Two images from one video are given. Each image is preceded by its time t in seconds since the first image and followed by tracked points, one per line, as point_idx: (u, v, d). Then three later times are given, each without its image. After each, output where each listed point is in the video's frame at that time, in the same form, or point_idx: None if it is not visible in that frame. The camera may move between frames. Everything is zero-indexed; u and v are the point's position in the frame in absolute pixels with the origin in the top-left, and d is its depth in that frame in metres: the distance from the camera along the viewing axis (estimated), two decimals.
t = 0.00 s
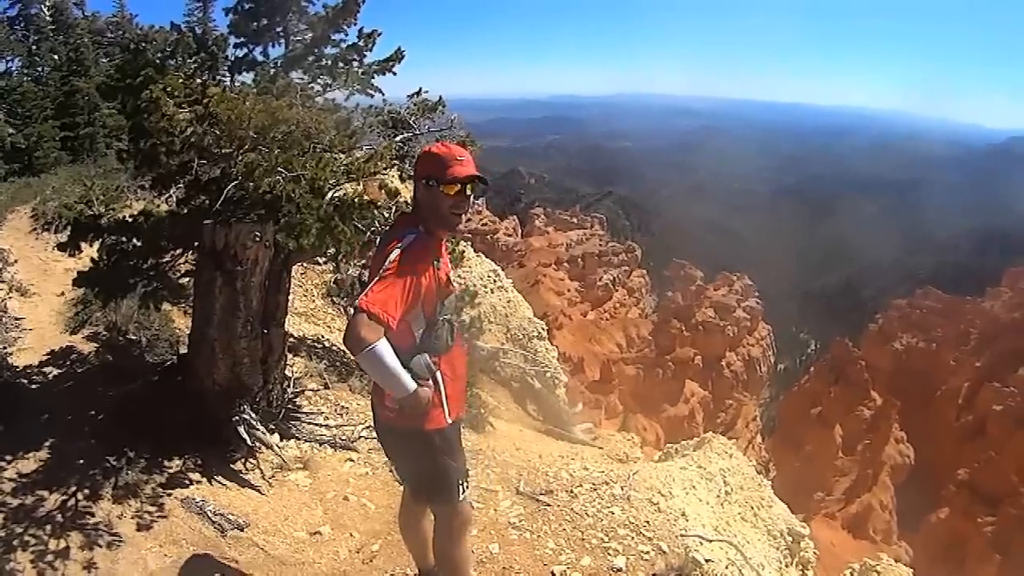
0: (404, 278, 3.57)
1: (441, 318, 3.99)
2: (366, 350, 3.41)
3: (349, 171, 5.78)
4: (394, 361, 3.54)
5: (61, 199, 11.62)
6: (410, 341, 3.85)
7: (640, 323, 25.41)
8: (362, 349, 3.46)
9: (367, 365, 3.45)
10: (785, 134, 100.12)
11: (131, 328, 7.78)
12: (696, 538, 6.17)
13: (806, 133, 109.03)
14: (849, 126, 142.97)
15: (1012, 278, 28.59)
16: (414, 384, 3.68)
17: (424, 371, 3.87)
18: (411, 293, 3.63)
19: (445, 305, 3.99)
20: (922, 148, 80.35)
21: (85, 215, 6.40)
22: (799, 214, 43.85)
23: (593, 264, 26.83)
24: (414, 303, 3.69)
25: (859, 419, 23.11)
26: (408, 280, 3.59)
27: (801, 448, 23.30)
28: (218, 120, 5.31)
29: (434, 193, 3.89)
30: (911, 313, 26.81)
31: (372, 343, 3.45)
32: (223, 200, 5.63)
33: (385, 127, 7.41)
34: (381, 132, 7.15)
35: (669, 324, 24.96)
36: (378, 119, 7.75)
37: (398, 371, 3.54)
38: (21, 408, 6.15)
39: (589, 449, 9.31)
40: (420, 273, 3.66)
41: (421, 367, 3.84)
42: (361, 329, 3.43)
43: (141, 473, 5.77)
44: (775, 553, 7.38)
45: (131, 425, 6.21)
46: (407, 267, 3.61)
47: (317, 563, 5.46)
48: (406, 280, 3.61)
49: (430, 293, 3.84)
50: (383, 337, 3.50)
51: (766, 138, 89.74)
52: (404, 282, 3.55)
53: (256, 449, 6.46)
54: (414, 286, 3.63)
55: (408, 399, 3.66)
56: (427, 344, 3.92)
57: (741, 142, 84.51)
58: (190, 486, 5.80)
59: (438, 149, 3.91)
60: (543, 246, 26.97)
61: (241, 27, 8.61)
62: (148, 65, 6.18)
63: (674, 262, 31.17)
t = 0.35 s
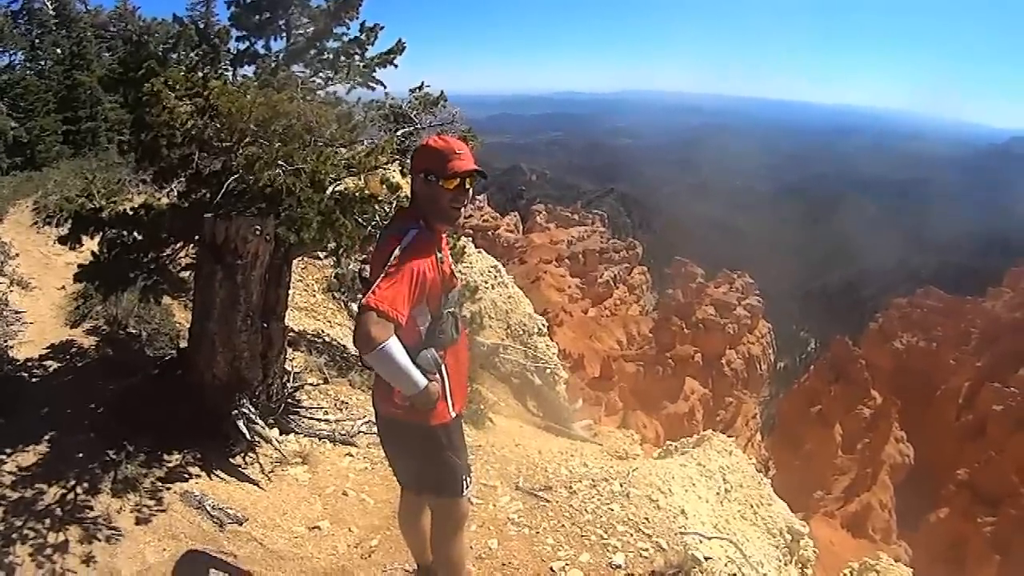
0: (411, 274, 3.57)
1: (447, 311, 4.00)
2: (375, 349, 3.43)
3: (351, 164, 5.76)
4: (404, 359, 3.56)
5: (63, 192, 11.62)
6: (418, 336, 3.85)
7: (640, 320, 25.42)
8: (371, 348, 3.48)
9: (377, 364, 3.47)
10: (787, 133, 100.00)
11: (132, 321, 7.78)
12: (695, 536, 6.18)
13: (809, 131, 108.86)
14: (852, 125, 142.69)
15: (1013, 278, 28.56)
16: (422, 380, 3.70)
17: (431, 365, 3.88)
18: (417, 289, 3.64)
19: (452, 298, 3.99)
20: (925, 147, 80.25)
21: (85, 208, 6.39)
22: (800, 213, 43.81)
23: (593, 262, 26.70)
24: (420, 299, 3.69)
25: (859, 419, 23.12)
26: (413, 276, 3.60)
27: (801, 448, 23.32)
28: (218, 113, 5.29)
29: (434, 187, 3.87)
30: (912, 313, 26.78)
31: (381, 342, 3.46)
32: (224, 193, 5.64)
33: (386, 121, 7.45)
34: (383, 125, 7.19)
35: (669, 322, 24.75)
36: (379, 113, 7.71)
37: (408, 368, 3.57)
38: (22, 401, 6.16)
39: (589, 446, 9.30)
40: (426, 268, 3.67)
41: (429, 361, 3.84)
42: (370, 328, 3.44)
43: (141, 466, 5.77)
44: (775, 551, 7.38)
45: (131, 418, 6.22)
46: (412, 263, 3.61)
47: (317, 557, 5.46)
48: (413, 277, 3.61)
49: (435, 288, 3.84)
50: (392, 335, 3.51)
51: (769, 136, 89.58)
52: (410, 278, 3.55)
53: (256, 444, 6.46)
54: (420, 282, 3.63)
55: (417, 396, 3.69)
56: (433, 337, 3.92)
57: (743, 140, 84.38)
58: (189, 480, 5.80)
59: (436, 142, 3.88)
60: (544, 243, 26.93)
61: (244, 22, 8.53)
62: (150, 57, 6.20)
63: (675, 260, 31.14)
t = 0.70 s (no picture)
0: (411, 273, 3.58)
1: (440, 310, 4.01)
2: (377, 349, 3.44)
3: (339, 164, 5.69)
4: (404, 358, 3.58)
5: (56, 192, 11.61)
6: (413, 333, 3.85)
7: (634, 317, 25.48)
8: (373, 347, 3.50)
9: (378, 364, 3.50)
10: (780, 131, 100.22)
11: (124, 322, 7.69)
12: (687, 533, 6.20)
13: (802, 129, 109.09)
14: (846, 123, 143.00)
15: (1006, 274, 28.67)
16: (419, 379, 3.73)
17: (427, 363, 3.88)
18: (416, 288, 3.65)
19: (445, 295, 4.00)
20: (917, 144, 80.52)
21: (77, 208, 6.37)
22: (794, 211, 43.93)
23: (586, 259, 26.88)
24: (418, 297, 3.70)
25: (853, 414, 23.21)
26: (413, 275, 3.60)
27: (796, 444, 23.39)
28: (206, 112, 5.27)
29: (430, 185, 3.86)
30: (906, 309, 26.86)
31: (382, 340, 3.48)
32: (214, 192, 5.64)
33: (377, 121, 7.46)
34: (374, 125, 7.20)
35: (661, 318, 24.78)
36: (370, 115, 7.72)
37: (407, 367, 3.59)
38: (15, 402, 6.15)
39: (582, 443, 9.33)
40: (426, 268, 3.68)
41: (426, 359, 3.84)
42: (371, 328, 3.46)
43: (133, 466, 5.76)
44: (767, 547, 7.40)
45: (123, 419, 6.21)
46: (413, 262, 3.61)
47: (309, 557, 5.45)
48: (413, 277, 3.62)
49: (430, 285, 3.85)
50: (392, 334, 3.53)
51: (763, 134, 89.68)
52: (410, 277, 3.56)
53: (247, 443, 6.44)
54: (419, 280, 3.64)
55: (414, 395, 3.72)
56: (428, 335, 3.92)
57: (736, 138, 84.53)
58: (181, 480, 5.80)
59: (431, 140, 3.86)
60: (537, 242, 26.99)
61: (234, 19, 8.47)
62: (140, 57, 6.20)
63: (669, 258, 31.22)
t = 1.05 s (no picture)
0: (415, 284, 3.56)
1: (437, 319, 3.99)
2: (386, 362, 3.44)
3: (335, 173, 5.61)
4: (410, 370, 3.57)
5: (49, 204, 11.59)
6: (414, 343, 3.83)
7: (631, 323, 25.31)
8: (378, 359, 3.48)
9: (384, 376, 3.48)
10: (775, 135, 100.55)
11: (120, 333, 7.73)
12: (688, 538, 6.19)
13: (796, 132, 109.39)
14: (840, 125, 143.36)
15: (1002, 275, 28.75)
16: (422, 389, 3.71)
17: (427, 372, 3.86)
18: (418, 299, 3.64)
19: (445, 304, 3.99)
20: (911, 146, 80.81)
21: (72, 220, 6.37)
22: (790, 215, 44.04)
23: (583, 266, 26.19)
24: (419, 309, 3.69)
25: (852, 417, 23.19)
26: (416, 286, 3.59)
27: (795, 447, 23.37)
28: (202, 123, 5.25)
29: (428, 197, 3.84)
30: (903, 311, 26.89)
31: (388, 353, 3.47)
32: (209, 203, 5.64)
33: (372, 130, 7.49)
34: (368, 135, 7.22)
35: (659, 325, 24.72)
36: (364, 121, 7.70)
37: (412, 379, 3.58)
38: (10, 414, 6.13)
39: (580, 450, 9.31)
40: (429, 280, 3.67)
41: (427, 368, 3.83)
42: (377, 340, 3.45)
43: (131, 478, 5.74)
44: (766, 552, 7.39)
45: (120, 430, 6.18)
46: (416, 272, 3.60)
47: (307, 568, 5.44)
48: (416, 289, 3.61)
49: (430, 295, 3.85)
50: (397, 347, 3.52)
51: (758, 138, 89.94)
52: (413, 289, 3.54)
53: (245, 454, 6.40)
54: (421, 291, 3.63)
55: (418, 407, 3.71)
56: (427, 344, 3.91)
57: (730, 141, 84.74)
58: (179, 491, 5.78)
59: (429, 152, 3.84)
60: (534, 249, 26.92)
61: (225, 30, 8.34)
62: (133, 68, 6.20)
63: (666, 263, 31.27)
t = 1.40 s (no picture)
0: (430, 306, 3.56)
1: (450, 339, 4.00)
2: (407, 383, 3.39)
3: (347, 199, 5.78)
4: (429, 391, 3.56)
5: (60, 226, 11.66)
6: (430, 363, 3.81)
7: (644, 346, 25.20)
8: (399, 380, 3.46)
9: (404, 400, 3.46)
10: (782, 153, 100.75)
11: (132, 356, 7.72)
12: (701, 561, 6.25)
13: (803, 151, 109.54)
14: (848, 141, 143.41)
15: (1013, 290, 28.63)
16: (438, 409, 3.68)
17: (441, 393, 3.84)
18: (434, 319, 3.63)
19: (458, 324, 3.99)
20: (920, 163, 80.70)
21: (84, 245, 6.42)
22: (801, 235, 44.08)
23: (595, 288, 26.54)
24: (434, 330, 3.68)
25: (866, 436, 22.86)
26: (430, 307, 3.58)
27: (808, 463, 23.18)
28: (215, 148, 5.29)
29: (435, 220, 3.82)
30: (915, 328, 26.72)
31: (408, 374, 3.46)
32: (222, 227, 5.66)
33: (384, 153, 7.71)
34: (380, 158, 7.44)
35: (672, 347, 24.58)
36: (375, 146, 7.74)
37: (432, 401, 3.56)
38: (20, 437, 6.12)
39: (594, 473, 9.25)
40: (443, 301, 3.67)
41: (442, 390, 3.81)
42: (396, 363, 3.43)
43: (142, 501, 5.73)
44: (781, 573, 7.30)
45: (131, 452, 6.18)
46: (430, 295, 3.60)
47: None
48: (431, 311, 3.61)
49: (443, 315, 3.85)
50: (416, 368, 3.51)
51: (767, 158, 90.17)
52: (428, 310, 3.53)
53: (257, 477, 6.39)
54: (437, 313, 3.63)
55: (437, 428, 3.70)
56: (442, 365, 3.89)
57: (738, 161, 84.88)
58: (191, 514, 5.75)
59: (433, 177, 3.84)
60: (546, 272, 26.54)
61: (238, 56, 8.59)
62: (145, 93, 6.29)
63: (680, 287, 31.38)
